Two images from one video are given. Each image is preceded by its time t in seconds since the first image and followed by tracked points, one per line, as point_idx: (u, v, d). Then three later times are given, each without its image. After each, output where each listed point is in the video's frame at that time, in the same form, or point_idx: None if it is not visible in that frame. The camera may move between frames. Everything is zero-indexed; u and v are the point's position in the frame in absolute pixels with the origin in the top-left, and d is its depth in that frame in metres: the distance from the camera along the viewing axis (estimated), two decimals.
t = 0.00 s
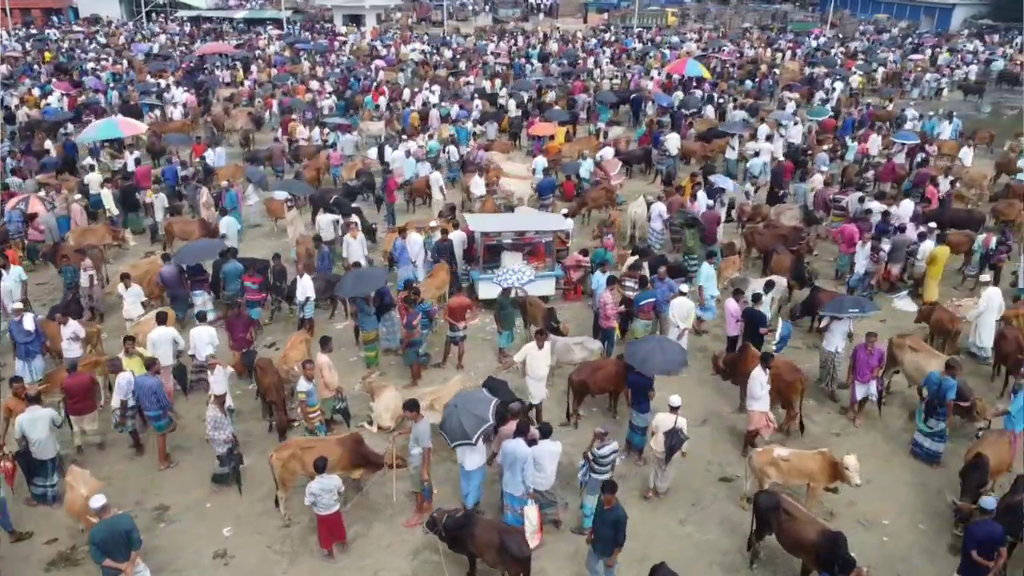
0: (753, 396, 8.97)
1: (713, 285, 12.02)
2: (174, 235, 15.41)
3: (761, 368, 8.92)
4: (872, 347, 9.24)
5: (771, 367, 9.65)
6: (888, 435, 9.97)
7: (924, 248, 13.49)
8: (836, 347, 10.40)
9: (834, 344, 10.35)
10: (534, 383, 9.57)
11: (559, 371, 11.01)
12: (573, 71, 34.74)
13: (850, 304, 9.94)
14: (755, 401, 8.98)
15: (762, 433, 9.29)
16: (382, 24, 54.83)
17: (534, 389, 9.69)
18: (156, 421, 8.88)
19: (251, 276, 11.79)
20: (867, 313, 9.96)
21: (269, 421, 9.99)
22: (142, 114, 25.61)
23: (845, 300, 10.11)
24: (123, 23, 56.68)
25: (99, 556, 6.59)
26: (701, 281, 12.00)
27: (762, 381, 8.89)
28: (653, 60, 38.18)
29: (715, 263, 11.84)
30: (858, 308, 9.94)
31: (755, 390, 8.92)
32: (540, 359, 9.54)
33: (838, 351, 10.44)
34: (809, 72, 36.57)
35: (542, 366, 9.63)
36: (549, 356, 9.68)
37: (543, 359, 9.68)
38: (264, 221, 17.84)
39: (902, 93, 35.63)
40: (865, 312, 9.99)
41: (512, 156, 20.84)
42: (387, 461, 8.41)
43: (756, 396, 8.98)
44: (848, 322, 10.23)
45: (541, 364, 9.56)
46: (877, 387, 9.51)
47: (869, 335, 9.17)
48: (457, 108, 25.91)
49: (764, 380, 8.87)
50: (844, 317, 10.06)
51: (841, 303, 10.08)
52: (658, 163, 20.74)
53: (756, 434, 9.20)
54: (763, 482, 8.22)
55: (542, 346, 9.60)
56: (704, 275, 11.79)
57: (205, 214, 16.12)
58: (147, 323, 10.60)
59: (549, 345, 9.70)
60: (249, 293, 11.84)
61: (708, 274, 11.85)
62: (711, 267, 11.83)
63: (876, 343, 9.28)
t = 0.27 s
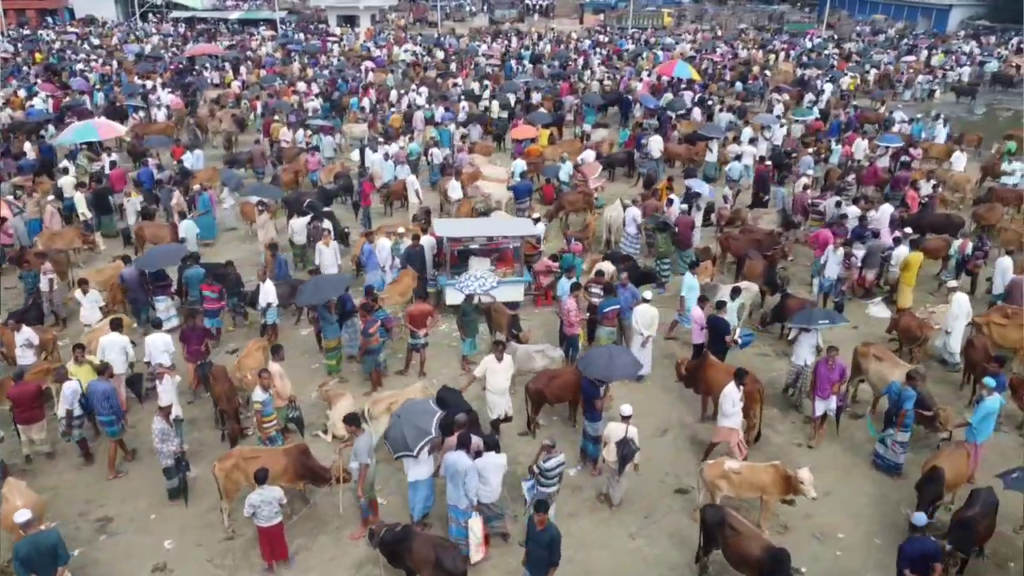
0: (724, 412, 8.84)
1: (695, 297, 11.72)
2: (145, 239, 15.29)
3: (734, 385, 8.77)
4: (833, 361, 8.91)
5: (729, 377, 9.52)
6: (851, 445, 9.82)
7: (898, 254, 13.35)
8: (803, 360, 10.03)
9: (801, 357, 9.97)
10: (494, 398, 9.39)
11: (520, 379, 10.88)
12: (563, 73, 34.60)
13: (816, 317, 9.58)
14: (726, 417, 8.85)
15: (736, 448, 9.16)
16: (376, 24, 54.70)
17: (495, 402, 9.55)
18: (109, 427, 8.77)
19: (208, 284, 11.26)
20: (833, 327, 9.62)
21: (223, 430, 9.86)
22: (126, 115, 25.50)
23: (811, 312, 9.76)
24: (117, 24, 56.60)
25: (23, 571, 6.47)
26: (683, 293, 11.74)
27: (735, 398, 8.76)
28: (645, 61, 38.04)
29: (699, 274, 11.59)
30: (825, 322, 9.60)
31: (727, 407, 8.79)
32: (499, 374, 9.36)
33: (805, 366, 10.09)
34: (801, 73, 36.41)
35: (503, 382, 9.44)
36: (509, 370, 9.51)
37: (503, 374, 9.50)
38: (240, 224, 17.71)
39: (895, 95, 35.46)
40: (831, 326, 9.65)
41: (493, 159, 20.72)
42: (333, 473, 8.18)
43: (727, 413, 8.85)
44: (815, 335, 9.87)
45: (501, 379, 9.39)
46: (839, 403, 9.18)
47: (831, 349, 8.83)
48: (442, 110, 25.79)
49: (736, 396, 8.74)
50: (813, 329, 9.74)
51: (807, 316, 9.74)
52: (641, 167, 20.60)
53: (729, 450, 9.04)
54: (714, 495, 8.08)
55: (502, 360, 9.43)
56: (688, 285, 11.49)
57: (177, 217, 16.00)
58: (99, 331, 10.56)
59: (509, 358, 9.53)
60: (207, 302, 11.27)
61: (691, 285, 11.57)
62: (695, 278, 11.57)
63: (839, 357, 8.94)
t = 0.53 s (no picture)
0: (696, 423, 8.72)
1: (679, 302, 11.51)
2: (112, 240, 15.13)
3: (705, 395, 8.67)
4: (787, 375, 8.73)
5: (682, 385, 9.34)
6: (810, 452, 9.64)
7: (870, 257, 13.16)
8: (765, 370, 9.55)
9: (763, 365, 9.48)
10: (448, 410, 8.99)
11: (478, 384, 10.71)
12: (552, 73, 34.45)
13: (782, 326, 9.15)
14: (699, 428, 8.72)
15: (711, 458, 9.01)
16: (369, 24, 54.63)
17: (450, 413, 9.08)
18: (58, 427, 8.88)
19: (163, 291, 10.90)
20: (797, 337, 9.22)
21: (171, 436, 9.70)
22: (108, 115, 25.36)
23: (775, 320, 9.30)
24: (112, 23, 56.58)
25: None
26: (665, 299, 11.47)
27: (708, 406, 8.65)
28: (635, 62, 37.88)
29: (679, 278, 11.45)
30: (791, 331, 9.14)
31: (699, 417, 8.67)
32: (454, 385, 8.94)
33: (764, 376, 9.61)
34: (791, 74, 36.24)
35: (458, 393, 8.99)
36: (464, 380, 9.06)
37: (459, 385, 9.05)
38: (213, 225, 17.54)
39: (886, 96, 35.27)
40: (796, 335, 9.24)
41: (472, 160, 20.56)
42: (274, 481, 7.94)
43: (699, 424, 8.73)
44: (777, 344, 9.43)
45: (456, 391, 8.95)
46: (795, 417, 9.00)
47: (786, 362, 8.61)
48: (425, 111, 25.65)
49: (709, 405, 8.62)
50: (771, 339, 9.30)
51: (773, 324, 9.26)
52: (621, 168, 20.41)
53: (702, 462, 8.87)
54: (660, 505, 7.90)
55: (457, 370, 9.00)
56: (668, 291, 11.36)
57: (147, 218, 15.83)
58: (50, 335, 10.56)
59: (464, 368, 9.09)
60: (161, 310, 10.90)
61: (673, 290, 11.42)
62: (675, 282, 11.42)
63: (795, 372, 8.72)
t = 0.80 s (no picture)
0: (657, 433, 8.45)
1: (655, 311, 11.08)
2: (76, 241, 14.94)
3: (667, 404, 8.37)
4: (736, 383, 8.49)
5: (629, 391, 9.15)
6: (766, 460, 9.47)
7: (840, 259, 12.94)
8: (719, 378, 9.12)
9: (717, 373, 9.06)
10: (400, 425, 8.69)
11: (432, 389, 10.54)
12: (539, 73, 34.27)
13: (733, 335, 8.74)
14: (661, 439, 8.45)
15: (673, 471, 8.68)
16: (361, 25, 54.45)
17: (402, 427, 8.82)
18: None
19: (111, 299, 10.77)
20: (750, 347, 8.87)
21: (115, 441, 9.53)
22: (87, 115, 25.18)
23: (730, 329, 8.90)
24: (104, 23, 56.41)
25: None
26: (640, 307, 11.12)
27: (672, 414, 8.39)
28: (624, 62, 37.69)
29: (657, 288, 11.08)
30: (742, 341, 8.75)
31: (660, 428, 8.41)
32: (408, 400, 8.65)
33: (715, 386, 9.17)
34: (781, 74, 36.00)
35: (410, 407, 8.69)
36: (418, 394, 8.80)
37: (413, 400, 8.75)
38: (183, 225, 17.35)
39: (876, 96, 35.03)
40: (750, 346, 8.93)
41: (449, 161, 20.38)
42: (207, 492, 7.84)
43: (661, 434, 8.46)
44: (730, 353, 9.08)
45: (408, 405, 8.65)
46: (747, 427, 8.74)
47: (737, 370, 8.40)
48: (407, 111, 25.47)
49: (671, 416, 8.38)
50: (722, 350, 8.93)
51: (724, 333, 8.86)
52: (599, 169, 20.20)
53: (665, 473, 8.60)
54: (602, 515, 7.72)
55: (412, 384, 8.71)
56: (643, 299, 10.98)
57: (113, 219, 15.66)
58: None
59: (419, 382, 8.79)
60: (109, 318, 10.78)
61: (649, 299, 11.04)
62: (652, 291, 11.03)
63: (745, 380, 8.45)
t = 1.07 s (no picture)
0: (616, 453, 8.19)
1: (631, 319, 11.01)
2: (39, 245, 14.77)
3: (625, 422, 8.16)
4: (681, 399, 8.30)
5: (569, 397, 8.98)
6: (719, 471, 9.30)
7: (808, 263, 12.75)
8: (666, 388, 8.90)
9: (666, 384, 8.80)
10: (348, 441, 8.16)
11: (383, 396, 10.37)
12: (526, 74, 34.11)
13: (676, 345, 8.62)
14: (620, 458, 8.18)
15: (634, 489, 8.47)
16: (353, 25, 54.30)
17: (350, 444, 8.27)
18: None
19: (56, 310, 10.44)
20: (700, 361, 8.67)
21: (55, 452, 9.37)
22: (67, 117, 25.04)
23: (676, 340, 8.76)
24: (96, 23, 56.31)
25: None
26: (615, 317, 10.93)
27: (630, 433, 8.13)
28: (612, 62, 37.50)
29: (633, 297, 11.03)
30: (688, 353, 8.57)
31: (619, 447, 8.13)
32: (357, 415, 8.17)
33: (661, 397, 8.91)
34: (770, 74, 35.76)
35: (358, 423, 8.17)
36: (368, 409, 8.27)
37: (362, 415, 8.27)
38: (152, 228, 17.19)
39: (865, 96, 34.78)
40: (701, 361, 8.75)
41: (425, 163, 20.22)
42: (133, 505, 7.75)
43: (620, 452, 8.19)
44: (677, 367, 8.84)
45: (357, 420, 8.15)
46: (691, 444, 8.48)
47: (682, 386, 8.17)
48: (387, 113, 25.31)
49: (628, 435, 8.11)
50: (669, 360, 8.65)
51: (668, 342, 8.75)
52: (577, 170, 20.01)
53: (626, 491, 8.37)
54: (540, 529, 7.55)
55: (362, 398, 8.23)
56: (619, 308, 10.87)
57: (78, 222, 15.50)
58: None
59: (369, 395, 8.30)
60: (54, 329, 10.44)
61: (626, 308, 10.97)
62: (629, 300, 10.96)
63: (691, 396, 8.24)
